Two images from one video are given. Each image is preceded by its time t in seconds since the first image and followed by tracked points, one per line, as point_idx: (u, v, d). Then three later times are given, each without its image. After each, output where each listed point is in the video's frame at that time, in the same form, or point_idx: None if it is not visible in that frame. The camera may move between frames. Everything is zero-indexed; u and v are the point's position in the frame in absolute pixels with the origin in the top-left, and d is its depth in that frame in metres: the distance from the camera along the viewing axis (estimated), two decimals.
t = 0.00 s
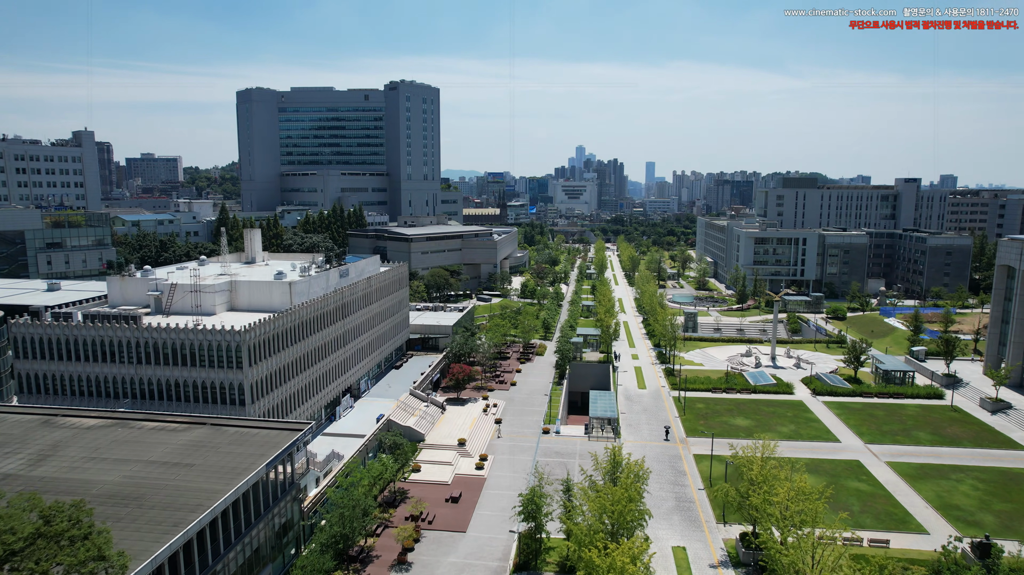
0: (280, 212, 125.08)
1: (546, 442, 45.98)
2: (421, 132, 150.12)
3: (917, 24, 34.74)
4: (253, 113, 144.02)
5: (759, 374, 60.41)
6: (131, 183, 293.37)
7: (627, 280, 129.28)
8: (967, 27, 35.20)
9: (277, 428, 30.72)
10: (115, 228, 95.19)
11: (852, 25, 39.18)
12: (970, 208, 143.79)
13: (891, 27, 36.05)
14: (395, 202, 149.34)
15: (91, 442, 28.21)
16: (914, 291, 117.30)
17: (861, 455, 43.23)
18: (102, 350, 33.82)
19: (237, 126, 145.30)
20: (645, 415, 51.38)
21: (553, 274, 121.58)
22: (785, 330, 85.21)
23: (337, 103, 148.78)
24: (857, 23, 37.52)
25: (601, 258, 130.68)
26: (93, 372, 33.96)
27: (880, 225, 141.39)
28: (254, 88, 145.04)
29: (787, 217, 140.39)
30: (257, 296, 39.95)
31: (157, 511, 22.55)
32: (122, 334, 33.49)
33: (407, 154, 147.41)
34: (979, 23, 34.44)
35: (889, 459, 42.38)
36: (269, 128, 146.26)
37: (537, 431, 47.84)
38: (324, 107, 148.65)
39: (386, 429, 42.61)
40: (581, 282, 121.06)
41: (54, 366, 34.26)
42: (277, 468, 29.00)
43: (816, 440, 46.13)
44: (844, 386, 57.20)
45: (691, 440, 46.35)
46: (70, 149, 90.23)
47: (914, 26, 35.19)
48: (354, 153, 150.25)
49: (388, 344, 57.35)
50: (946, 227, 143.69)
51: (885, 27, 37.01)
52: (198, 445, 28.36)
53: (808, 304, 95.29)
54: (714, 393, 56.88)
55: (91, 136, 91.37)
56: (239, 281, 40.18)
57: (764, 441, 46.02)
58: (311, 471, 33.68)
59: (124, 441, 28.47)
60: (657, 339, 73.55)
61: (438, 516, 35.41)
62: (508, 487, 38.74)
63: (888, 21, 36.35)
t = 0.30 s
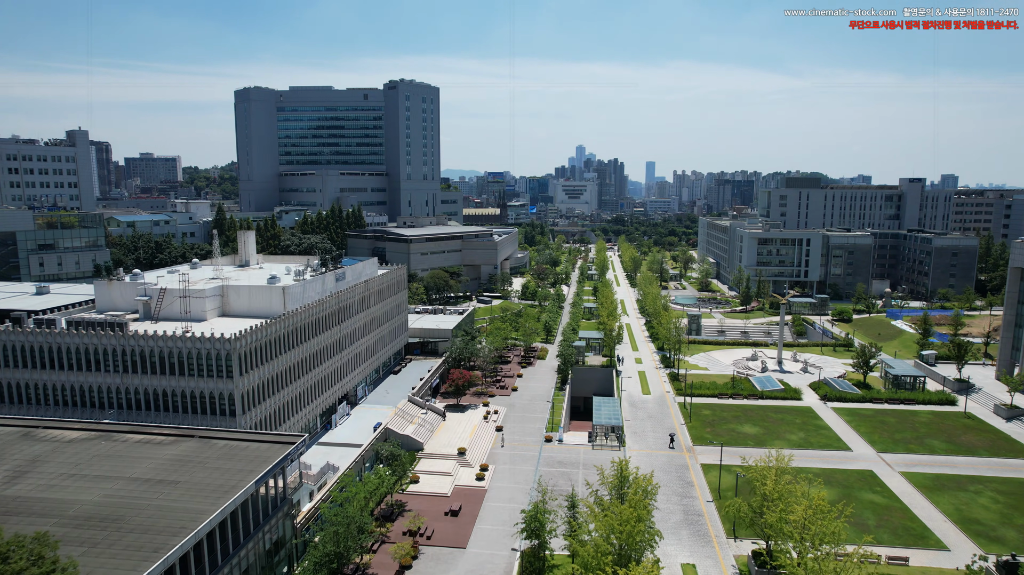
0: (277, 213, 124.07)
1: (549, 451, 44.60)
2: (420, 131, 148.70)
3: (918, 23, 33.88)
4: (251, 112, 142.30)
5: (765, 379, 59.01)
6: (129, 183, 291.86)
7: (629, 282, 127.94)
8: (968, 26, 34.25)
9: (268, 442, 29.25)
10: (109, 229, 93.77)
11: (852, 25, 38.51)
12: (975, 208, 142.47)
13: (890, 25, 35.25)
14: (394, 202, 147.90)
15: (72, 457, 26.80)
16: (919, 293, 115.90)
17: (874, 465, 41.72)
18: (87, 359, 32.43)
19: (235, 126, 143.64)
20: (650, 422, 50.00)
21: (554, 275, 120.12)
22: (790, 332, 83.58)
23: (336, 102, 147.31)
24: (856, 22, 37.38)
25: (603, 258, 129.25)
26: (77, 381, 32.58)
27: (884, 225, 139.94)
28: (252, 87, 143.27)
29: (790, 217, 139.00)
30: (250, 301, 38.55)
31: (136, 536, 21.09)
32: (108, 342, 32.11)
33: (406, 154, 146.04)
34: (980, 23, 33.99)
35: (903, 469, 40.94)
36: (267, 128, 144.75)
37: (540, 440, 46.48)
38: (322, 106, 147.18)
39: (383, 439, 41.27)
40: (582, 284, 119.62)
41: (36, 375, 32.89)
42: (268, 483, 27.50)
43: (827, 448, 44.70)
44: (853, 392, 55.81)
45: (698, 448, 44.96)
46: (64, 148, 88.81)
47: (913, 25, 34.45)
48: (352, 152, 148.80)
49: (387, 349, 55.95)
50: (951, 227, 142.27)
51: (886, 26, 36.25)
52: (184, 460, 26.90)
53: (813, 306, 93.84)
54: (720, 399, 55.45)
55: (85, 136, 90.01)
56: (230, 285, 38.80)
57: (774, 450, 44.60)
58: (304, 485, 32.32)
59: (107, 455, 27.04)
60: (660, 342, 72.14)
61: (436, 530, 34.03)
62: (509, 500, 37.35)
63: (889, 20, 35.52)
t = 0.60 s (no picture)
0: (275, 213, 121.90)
1: (551, 461, 43.25)
2: (419, 131, 147.30)
3: (917, 24, 35.29)
4: (249, 111, 140.85)
5: (773, 385, 57.65)
6: (128, 183, 290.38)
7: (630, 283, 126.59)
8: (969, 27, 35.12)
9: (258, 456, 27.83)
10: (104, 230, 92.37)
11: (852, 26, 39.62)
12: (979, 208, 141.15)
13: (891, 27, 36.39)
14: (394, 202, 146.56)
15: (50, 473, 25.41)
16: (924, 294, 114.64)
17: (887, 475, 40.34)
18: (69, 368, 31.05)
19: (233, 126, 142.14)
20: (655, 429, 48.67)
21: (555, 276, 118.70)
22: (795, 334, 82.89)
23: (334, 101, 145.87)
24: (856, 23, 38.04)
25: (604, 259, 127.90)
26: (60, 392, 31.21)
27: (888, 226, 138.59)
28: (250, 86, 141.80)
29: (793, 218, 137.58)
30: (242, 307, 37.16)
31: (113, 563, 19.69)
32: (91, 350, 30.71)
33: (405, 154, 144.72)
34: (979, 23, 34.71)
35: (919, 480, 39.55)
36: (266, 127, 143.30)
37: (542, 449, 45.15)
38: (321, 105, 145.73)
39: (379, 450, 40.03)
40: (584, 285, 118.24)
41: (18, 385, 31.57)
42: (258, 501, 26.03)
43: (838, 457, 43.31)
44: (863, 398, 54.46)
45: (705, 457, 43.61)
46: (57, 148, 87.42)
47: (913, 26, 35.42)
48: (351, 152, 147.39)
49: (384, 354, 54.54)
50: (955, 228, 140.87)
51: (884, 27, 37.47)
52: (169, 477, 25.48)
53: (819, 308, 92.42)
54: (727, 405, 54.08)
55: (80, 136, 88.68)
56: (221, 291, 37.40)
57: (783, 459, 43.23)
58: (296, 500, 31.01)
59: (87, 471, 25.63)
60: (664, 346, 70.77)
61: (435, 547, 32.66)
62: (511, 514, 35.99)
63: (888, 22, 36.75)
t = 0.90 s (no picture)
0: (273, 214, 120.24)
1: (554, 471, 41.89)
2: (419, 131, 145.83)
3: (917, 24, 36.08)
4: (247, 111, 139.36)
5: (780, 390, 56.27)
6: (126, 183, 288.88)
7: (632, 284, 125.16)
8: (968, 27, 35.99)
9: (247, 472, 26.42)
10: (98, 231, 90.97)
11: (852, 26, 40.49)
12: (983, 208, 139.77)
13: (890, 26, 37.10)
14: (393, 202, 145.21)
15: (26, 491, 24.02)
16: (929, 295, 113.30)
17: (902, 486, 38.96)
18: (51, 379, 29.68)
19: (231, 125, 140.61)
20: (660, 437, 47.34)
21: (556, 277, 117.32)
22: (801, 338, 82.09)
23: (333, 101, 144.48)
24: (857, 23, 39.11)
25: (606, 260, 126.52)
26: (41, 403, 29.85)
27: (893, 226, 137.15)
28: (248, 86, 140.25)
29: (797, 218, 136.04)
30: (233, 313, 35.78)
31: None
32: (74, 360, 29.34)
33: (405, 153, 143.32)
34: (978, 23, 35.78)
35: (935, 492, 38.17)
36: (264, 127, 141.83)
37: (544, 459, 43.76)
38: (319, 105, 144.32)
39: (375, 461, 38.66)
40: (585, 287, 116.80)
41: None
42: (246, 521, 24.60)
43: (850, 467, 41.91)
44: (873, 404, 53.09)
45: (713, 467, 42.28)
46: (50, 148, 86.03)
47: (912, 25, 36.24)
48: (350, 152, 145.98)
49: (382, 359, 53.18)
50: (960, 228, 139.37)
51: (885, 27, 38.38)
52: (152, 495, 24.08)
53: (824, 310, 90.98)
54: (733, 411, 52.71)
55: (74, 136, 87.30)
56: (212, 296, 35.99)
57: (794, 469, 41.87)
58: (288, 516, 29.63)
59: (65, 489, 24.23)
60: (668, 349, 69.38)
61: (434, 564, 31.31)
62: (513, 528, 34.65)
63: (889, 22, 37.64)
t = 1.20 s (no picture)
0: (270, 215, 118.52)
1: (556, 483, 40.52)
2: (418, 130, 144.43)
3: (917, 23, 35.60)
4: (245, 111, 137.85)
5: (787, 396, 54.90)
6: (125, 183, 287.30)
7: (634, 286, 123.76)
8: (969, 26, 35.42)
9: (234, 490, 25.01)
10: (92, 232, 89.56)
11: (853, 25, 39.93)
12: (988, 209, 138.49)
13: (891, 26, 36.70)
14: (392, 202, 143.85)
15: None
16: (935, 297, 111.94)
17: (917, 498, 37.58)
18: (31, 390, 28.31)
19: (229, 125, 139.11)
20: (666, 446, 46.02)
21: (557, 278, 115.88)
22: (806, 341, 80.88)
23: (332, 100, 143.21)
24: (857, 23, 38.26)
25: (607, 261, 125.07)
26: (20, 415, 28.50)
27: (897, 227, 135.79)
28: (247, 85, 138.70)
29: (800, 219, 134.56)
30: (223, 319, 34.39)
31: None
32: (54, 371, 27.94)
33: (404, 153, 141.96)
34: (978, 23, 35.25)
35: (951, 505, 36.79)
36: (262, 127, 140.34)
37: (546, 469, 42.40)
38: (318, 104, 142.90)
39: (371, 473, 37.33)
40: (586, 288, 115.40)
41: None
42: (232, 543, 23.20)
43: (863, 478, 40.51)
44: (883, 410, 51.74)
45: (720, 478, 40.95)
46: (43, 147, 84.64)
47: (913, 25, 35.85)
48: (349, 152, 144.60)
49: (380, 365, 51.81)
50: (965, 229, 137.97)
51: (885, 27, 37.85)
52: (132, 517, 22.69)
53: (829, 313, 89.63)
54: (740, 418, 51.35)
55: (67, 135, 85.89)
56: (202, 302, 34.59)
57: (804, 480, 40.47)
58: (279, 534, 28.30)
59: (41, 510, 22.85)
60: (672, 354, 68.01)
61: None
62: (514, 543, 33.31)
63: (889, 21, 37.18)
